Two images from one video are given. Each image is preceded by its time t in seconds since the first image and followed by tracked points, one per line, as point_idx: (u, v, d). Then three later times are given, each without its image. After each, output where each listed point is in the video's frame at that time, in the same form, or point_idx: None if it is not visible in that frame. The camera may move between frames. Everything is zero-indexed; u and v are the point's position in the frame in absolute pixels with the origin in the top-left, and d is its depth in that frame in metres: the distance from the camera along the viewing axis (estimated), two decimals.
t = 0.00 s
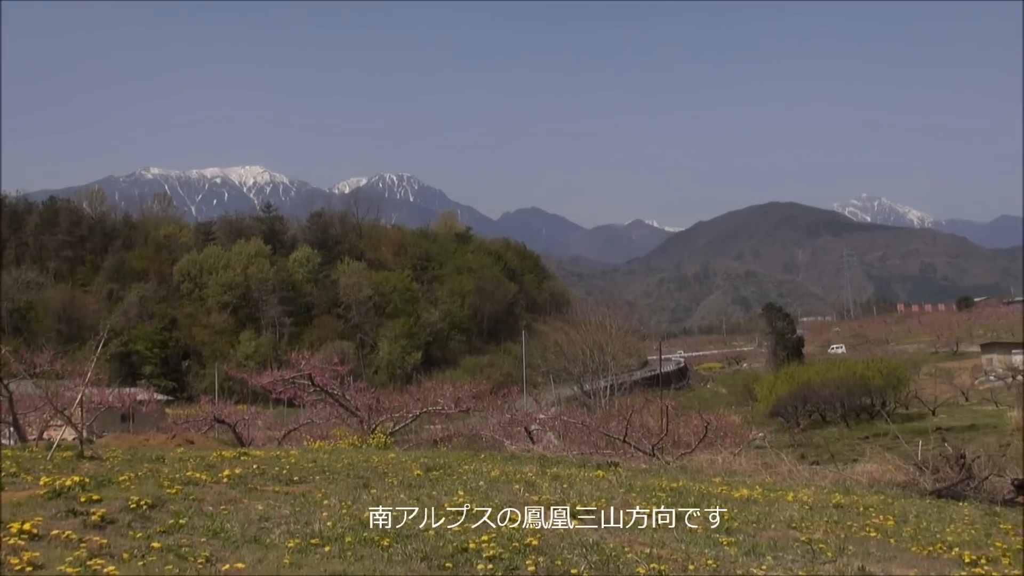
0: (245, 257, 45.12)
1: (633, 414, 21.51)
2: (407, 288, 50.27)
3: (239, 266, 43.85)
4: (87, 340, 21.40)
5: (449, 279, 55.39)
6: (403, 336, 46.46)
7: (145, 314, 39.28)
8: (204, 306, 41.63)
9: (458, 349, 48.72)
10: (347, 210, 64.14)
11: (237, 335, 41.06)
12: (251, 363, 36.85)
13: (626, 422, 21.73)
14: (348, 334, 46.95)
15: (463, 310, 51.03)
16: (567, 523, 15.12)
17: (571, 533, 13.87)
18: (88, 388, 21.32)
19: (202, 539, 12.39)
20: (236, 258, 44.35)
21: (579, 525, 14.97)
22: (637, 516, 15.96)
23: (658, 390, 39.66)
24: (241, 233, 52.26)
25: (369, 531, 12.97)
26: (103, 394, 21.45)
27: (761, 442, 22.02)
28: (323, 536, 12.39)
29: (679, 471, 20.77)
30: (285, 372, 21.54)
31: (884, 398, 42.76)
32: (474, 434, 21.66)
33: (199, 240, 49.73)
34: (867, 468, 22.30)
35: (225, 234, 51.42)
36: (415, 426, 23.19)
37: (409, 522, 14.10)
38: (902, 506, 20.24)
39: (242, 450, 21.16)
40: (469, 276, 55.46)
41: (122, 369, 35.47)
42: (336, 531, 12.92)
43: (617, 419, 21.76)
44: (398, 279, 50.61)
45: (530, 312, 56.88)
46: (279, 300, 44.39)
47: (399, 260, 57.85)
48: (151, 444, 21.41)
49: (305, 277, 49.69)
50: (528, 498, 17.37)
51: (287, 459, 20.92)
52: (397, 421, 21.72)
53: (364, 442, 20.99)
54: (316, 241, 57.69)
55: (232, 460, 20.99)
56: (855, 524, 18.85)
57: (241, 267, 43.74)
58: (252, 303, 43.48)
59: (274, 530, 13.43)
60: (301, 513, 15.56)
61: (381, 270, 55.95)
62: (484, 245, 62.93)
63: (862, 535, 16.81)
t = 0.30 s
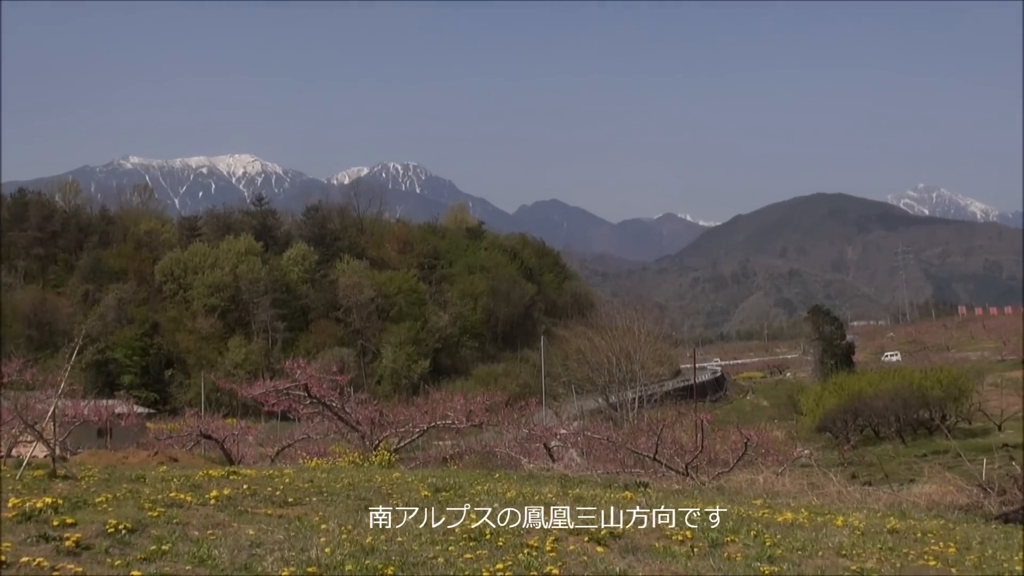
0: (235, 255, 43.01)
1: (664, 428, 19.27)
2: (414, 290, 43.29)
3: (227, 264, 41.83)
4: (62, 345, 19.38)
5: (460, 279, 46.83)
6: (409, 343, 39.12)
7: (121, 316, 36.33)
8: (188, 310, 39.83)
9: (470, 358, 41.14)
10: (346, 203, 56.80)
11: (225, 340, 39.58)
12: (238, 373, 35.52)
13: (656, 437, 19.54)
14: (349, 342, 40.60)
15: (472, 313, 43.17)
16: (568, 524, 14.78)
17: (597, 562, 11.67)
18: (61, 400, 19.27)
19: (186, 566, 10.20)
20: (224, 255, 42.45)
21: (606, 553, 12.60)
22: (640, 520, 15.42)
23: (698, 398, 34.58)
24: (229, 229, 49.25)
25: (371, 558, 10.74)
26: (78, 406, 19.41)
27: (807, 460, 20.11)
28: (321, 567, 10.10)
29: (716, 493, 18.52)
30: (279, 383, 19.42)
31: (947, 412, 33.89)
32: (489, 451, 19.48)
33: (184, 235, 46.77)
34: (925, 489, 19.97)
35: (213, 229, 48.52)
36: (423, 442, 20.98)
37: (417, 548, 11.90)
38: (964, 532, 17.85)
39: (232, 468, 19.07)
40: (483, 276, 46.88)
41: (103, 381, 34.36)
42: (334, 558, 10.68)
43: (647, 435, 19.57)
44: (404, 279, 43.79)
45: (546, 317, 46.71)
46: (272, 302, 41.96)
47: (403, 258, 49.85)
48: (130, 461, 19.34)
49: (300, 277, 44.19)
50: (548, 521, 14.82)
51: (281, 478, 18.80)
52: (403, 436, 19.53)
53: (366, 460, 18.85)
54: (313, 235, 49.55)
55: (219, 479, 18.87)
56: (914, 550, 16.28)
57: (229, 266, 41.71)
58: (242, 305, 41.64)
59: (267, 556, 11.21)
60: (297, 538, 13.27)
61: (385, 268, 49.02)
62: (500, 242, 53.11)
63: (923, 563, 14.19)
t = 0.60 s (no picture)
0: (234, 253, 41.09)
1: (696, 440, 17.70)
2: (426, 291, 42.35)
3: (224, 264, 39.85)
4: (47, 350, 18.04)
5: (474, 279, 45.62)
6: (419, 348, 37.30)
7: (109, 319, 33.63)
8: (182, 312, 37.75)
9: (485, 364, 39.60)
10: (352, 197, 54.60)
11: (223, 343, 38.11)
12: (236, 382, 33.82)
13: (688, 450, 18.03)
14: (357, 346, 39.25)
15: (490, 317, 41.82)
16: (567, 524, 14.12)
17: None
18: (47, 410, 17.88)
19: None
20: (220, 254, 40.44)
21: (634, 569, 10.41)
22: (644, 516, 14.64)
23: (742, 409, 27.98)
24: (228, 225, 46.54)
25: None
26: (65, 416, 18.05)
27: (852, 477, 18.54)
28: None
29: (753, 510, 16.83)
30: (280, 392, 17.99)
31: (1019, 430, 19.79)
32: (507, 464, 18.03)
33: (177, 234, 44.30)
34: (981, 506, 18.21)
35: (209, 226, 46.14)
36: (436, 456, 19.51)
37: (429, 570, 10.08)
38: None
39: (230, 482, 17.59)
40: (499, 276, 45.12)
41: (90, 389, 32.38)
42: None
43: (678, 447, 18.09)
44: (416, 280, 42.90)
45: (567, 320, 43.80)
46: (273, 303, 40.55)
47: (415, 255, 48.44)
48: (120, 476, 17.88)
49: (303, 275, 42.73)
50: (572, 542, 12.53)
51: (283, 494, 17.26)
52: (414, 448, 18.02)
53: (374, 474, 17.37)
54: (315, 232, 47.26)
55: (216, 494, 17.38)
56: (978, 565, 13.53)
57: (227, 266, 39.72)
58: (241, 307, 39.85)
59: None
60: (299, 556, 11.24)
61: (395, 267, 47.28)
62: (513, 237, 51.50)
63: None
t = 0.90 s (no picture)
0: (234, 252, 40.44)
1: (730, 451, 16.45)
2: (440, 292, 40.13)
3: (224, 264, 39.49)
4: (36, 356, 17.10)
5: (492, 279, 43.62)
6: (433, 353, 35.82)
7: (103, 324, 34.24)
8: (179, 315, 37.70)
9: (503, 370, 36.89)
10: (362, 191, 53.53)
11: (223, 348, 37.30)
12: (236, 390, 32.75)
13: (720, 462, 16.82)
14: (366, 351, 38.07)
15: (508, 318, 39.13)
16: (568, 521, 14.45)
17: None
18: (36, 419, 16.80)
19: None
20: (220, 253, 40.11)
21: None
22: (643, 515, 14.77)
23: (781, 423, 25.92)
24: (228, 222, 45.91)
25: None
26: (55, 427, 17.07)
27: (896, 492, 17.23)
28: None
29: (790, 527, 15.49)
30: (283, 400, 16.86)
31: None
32: (527, 478, 16.80)
33: (173, 232, 44.00)
34: None
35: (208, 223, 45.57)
36: (450, 469, 18.26)
37: None
38: None
39: (230, 497, 16.44)
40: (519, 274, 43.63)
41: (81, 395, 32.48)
42: None
43: (709, 459, 16.90)
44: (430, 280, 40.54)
45: (590, 323, 41.07)
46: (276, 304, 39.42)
47: (428, 255, 47.04)
48: (113, 489, 16.74)
49: (308, 275, 41.56)
50: (597, 562, 10.96)
51: (286, 508, 16.11)
52: (427, 461, 16.84)
53: (384, 488, 16.14)
54: (323, 230, 45.83)
55: (215, 510, 16.21)
56: None
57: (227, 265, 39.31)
58: (242, 309, 39.02)
59: None
60: None
61: (406, 266, 46.05)
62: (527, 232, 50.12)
63: None
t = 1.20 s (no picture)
0: (236, 250, 38.96)
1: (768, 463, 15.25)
2: (456, 294, 39.56)
3: (224, 262, 38.39)
4: (24, 361, 16.03)
5: (512, 278, 42.61)
6: (448, 359, 35.21)
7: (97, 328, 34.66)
8: (178, 316, 37.23)
9: (523, 375, 36.55)
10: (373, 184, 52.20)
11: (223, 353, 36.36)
12: (238, 400, 31.79)
13: (757, 475, 15.66)
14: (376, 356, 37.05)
15: (528, 322, 38.86)
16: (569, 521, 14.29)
17: None
18: (25, 429, 15.71)
19: None
20: (221, 250, 38.82)
21: None
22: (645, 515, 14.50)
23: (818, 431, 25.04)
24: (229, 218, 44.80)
25: None
26: (46, 437, 16.10)
27: (945, 507, 15.98)
28: None
29: (833, 545, 14.22)
30: (289, 408, 15.70)
31: None
32: (549, 491, 15.61)
33: (171, 229, 43.01)
34: None
35: (208, 219, 44.50)
36: (468, 481, 17.07)
37: None
38: None
39: (231, 512, 15.32)
40: (538, 274, 42.48)
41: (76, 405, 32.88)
42: None
43: (746, 472, 15.73)
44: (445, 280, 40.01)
45: (618, 325, 40.24)
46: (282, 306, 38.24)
47: (443, 253, 45.45)
48: (107, 504, 15.61)
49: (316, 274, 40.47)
50: None
51: (292, 525, 14.97)
52: (442, 474, 15.66)
53: (396, 502, 14.97)
54: (330, 226, 44.48)
55: (215, 527, 15.05)
56: None
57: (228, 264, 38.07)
58: (245, 311, 37.92)
59: None
60: None
61: (418, 265, 44.92)
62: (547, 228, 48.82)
63: None
